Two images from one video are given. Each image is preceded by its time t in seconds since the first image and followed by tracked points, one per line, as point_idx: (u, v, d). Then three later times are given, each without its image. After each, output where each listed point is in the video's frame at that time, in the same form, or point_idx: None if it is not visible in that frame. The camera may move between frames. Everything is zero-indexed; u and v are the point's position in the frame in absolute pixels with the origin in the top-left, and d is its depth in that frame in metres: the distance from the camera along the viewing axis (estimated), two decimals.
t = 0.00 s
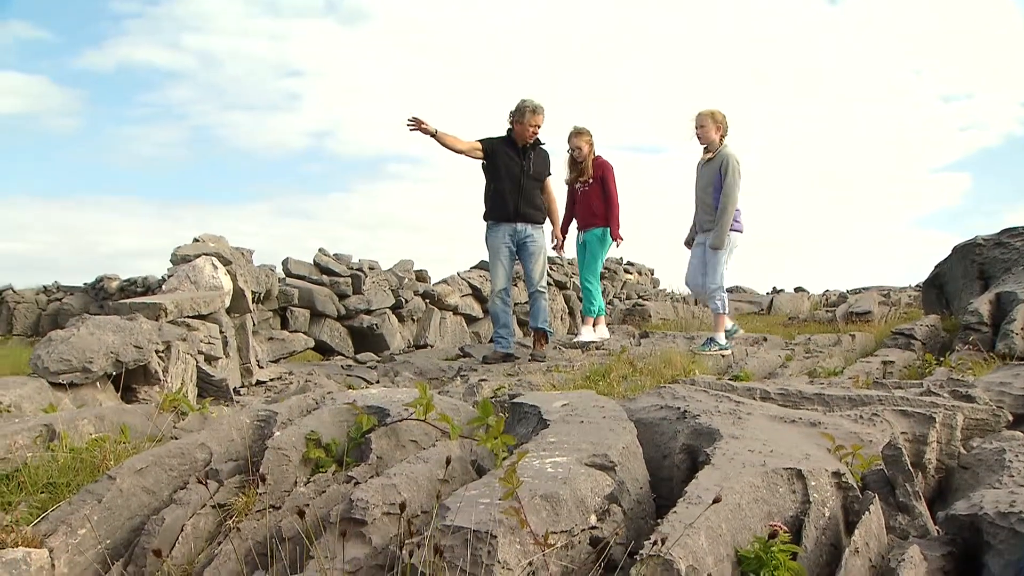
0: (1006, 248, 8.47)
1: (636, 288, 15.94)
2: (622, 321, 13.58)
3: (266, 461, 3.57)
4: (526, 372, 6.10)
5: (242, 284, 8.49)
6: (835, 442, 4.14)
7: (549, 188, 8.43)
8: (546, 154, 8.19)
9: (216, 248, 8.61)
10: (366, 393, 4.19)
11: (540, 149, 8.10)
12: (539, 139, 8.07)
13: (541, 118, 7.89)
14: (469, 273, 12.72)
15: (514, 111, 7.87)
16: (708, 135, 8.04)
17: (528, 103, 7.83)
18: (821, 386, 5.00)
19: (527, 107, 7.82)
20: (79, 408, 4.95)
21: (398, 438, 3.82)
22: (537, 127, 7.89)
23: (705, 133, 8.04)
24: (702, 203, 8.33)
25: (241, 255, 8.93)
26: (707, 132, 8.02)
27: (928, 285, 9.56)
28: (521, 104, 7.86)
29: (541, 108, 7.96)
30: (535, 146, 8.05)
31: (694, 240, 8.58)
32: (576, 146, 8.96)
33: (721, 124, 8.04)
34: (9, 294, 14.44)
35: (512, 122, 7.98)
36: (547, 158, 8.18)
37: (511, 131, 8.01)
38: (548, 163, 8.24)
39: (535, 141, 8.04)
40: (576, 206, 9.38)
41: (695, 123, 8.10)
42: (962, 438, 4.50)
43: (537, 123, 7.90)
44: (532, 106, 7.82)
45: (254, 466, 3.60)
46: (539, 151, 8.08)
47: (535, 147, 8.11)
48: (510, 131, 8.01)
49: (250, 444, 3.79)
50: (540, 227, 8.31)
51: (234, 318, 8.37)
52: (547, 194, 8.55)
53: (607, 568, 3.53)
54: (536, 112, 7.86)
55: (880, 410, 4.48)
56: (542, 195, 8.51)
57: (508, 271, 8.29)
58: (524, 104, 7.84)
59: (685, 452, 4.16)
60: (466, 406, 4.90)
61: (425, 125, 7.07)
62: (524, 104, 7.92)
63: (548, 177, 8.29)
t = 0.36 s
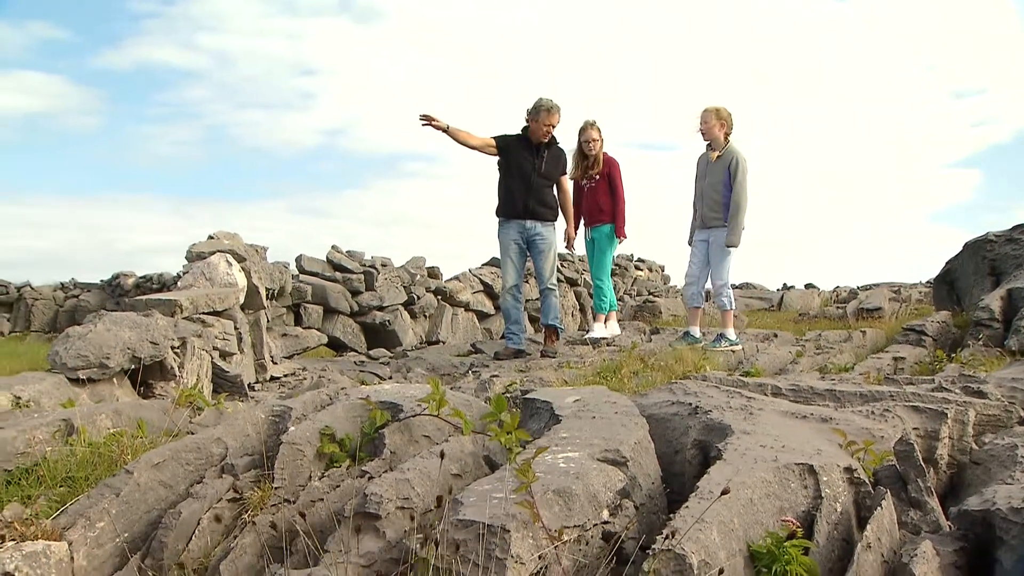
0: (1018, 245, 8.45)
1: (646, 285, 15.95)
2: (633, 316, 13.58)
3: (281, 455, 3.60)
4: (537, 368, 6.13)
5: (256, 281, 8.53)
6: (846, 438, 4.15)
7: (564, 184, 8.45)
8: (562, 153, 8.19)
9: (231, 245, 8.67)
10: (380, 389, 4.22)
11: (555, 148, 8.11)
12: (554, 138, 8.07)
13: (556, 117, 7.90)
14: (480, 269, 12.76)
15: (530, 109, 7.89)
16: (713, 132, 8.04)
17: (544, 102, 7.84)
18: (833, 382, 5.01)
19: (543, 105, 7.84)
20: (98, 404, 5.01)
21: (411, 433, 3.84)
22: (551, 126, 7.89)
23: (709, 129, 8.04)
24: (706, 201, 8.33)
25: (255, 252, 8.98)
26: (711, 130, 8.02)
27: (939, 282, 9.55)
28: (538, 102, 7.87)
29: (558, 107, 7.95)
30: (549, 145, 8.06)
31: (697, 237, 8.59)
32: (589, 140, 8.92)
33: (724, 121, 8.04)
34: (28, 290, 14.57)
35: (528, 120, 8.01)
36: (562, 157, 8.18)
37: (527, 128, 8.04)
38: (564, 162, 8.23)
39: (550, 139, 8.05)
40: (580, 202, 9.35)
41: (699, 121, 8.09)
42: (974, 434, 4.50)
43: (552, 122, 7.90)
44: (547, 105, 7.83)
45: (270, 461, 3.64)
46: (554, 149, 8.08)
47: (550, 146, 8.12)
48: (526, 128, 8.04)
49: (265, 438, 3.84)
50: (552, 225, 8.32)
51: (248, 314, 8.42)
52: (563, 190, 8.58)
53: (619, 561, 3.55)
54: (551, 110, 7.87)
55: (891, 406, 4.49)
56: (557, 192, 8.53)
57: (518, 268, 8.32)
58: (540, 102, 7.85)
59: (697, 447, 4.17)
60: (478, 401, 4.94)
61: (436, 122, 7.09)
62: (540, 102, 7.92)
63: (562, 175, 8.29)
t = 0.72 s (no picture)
0: None
1: (659, 282, 15.92)
2: (646, 314, 13.56)
3: (296, 453, 3.61)
4: (550, 366, 6.14)
5: (270, 279, 8.57)
6: (862, 436, 4.13)
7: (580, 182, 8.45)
8: (578, 150, 8.18)
9: (245, 243, 8.71)
10: (394, 387, 4.23)
11: (571, 145, 8.11)
12: (570, 135, 8.07)
13: (571, 115, 7.89)
14: (492, 267, 12.77)
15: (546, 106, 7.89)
16: (718, 131, 8.03)
17: (559, 99, 7.84)
18: (848, 380, 5.00)
19: (558, 103, 7.83)
20: (116, 401, 5.04)
21: (426, 431, 3.84)
22: (566, 123, 7.89)
23: (715, 128, 8.02)
24: (709, 198, 8.31)
25: (270, 250, 9.02)
26: (716, 127, 7.99)
27: (954, 279, 9.50)
28: (553, 99, 7.87)
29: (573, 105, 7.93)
30: (565, 142, 8.06)
31: (703, 234, 8.56)
32: (601, 138, 8.91)
33: (730, 119, 8.01)
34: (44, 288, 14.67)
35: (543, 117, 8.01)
36: (577, 154, 8.17)
37: (543, 126, 8.04)
38: (580, 159, 8.22)
39: (566, 137, 8.05)
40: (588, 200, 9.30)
41: (704, 119, 8.06)
42: (991, 432, 4.48)
43: (567, 118, 7.89)
44: (562, 102, 7.82)
45: (285, 458, 3.65)
46: (569, 147, 8.08)
47: (566, 143, 8.12)
48: (541, 125, 8.04)
49: (279, 436, 3.85)
50: (567, 222, 8.31)
51: (262, 312, 8.46)
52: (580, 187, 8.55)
53: (633, 559, 3.55)
54: (566, 107, 7.86)
55: (907, 404, 4.47)
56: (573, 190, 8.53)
57: (533, 265, 8.33)
58: (555, 100, 7.85)
59: (712, 445, 4.16)
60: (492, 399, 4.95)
61: (449, 120, 7.09)
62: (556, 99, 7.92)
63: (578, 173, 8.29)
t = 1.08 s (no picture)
0: None
1: (667, 281, 15.90)
2: (655, 313, 13.55)
3: (305, 451, 3.62)
4: (558, 365, 6.14)
5: (279, 278, 8.60)
6: (872, 435, 4.12)
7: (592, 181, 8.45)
8: (590, 148, 8.17)
9: (254, 242, 8.72)
10: (404, 386, 4.23)
11: (583, 143, 8.10)
12: (581, 133, 8.06)
13: (582, 112, 7.87)
14: (500, 266, 12.77)
15: (557, 104, 7.88)
16: (720, 129, 8.00)
17: (569, 97, 7.83)
18: (858, 378, 4.98)
19: (568, 101, 7.83)
20: (126, 399, 5.06)
21: (434, 429, 3.84)
22: (578, 120, 7.87)
23: (716, 126, 8.00)
24: (710, 196, 8.28)
25: (278, 250, 9.04)
26: (718, 125, 7.97)
27: (963, 277, 9.47)
28: (563, 97, 7.86)
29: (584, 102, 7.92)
30: (576, 140, 8.05)
31: (703, 233, 8.53)
32: (610, 138, 8.89)
33: (730, 117, 8.00)
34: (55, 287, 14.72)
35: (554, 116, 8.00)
36: (589, 152, 8.16)
37: (554, 124, 8.03)
38: (592, 157, 8.21)
39: (577, 135, 8.04)
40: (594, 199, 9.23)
41: (703, 118, 8.03)
42: (1003, 431, 4.46)
43: (579, 116, 7.87)
44: (572, 101, 7.81)
45: (294, 457, 3.66)
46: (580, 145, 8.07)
47: (577, 141, 8.10)
48: (553, 124, 8.04)
49: (289, 434, 3.86)
50: (579, 221, 8.30)
51: (271, 311, 8.48)
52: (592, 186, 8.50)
53: (642, 557, 3.53)
54: (577, 105, 7.86)
55: (917, 403, 4.46)
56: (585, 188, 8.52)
57: (545, 264, 8.33)
58: (566, 98, 7.84)
59: (721, 444, 4.15)
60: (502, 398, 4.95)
61: (459, 121, 7.09)
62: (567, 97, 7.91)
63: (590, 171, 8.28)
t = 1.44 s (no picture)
0: None
1: (672, 280, 15.88)
2: (659, 312, 13.54)
3: (310, 450, 3.62)
4: (562, 364, 6.13)
5: (284, 278, 8.61)
6: (877, 435, 4.11)
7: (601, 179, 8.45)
8: (598, 146, 8.17)
9: (259, 242, 8.73)
10: (409, 385, 4.22)
11: (591, 141, 8.09)
12: (589, 131, 8.05)
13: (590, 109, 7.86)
14: (505, 266, 12.77)
15: (565, 102, 7.87)
16: (720, 130, 7.99)
17: (576, 95, 7.81)
18: (863, 378, 4.98)
19: (575, 99, 7.81)
20: (132, 399, 5.06)
21: (439, 428, 3.84)
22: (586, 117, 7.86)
23: (718, 127, 7.98)
24: (712, 195, 8.27)
25: (283, 249, 9.04)
26: (719, 126, 7.96)
27: (969, 277, 9.45)
28: (570, 95, 7.84)
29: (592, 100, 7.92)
30: (585, 138, 8.04)
31: (704, 233, 8.52)
32: (615, 137, 8.88)
33: (731, 118, 7.99)
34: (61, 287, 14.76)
35: (562, 114, 7.99)
36: (598, 151, 8.15)
37: (562, 123, 8.02)
38: (601, 155, 8.20)
39: (586, 134, 8.04)
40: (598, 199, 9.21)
41: (705, 118, 8.01)
42: (1009, 430, 4.45)
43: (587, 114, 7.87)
44: (580, 97, 7.80)
45: (299, 457, 3.66)
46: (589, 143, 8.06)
47: (586, 139, 8.10)
48: (561, 122, 8.03)
49: (294, 433, 3.87)
50: (588, 220, 8.30)
51: (276, 310, 8.48)
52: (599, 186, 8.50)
53: (647, 557, 3.53)
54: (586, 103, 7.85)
55: (923, 402, 4.45)
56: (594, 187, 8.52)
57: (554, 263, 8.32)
58: (573, 96, 7.83)
59: (726, 443, 4.14)
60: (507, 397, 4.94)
61: (471, 122, 7.09)
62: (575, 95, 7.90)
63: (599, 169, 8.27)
